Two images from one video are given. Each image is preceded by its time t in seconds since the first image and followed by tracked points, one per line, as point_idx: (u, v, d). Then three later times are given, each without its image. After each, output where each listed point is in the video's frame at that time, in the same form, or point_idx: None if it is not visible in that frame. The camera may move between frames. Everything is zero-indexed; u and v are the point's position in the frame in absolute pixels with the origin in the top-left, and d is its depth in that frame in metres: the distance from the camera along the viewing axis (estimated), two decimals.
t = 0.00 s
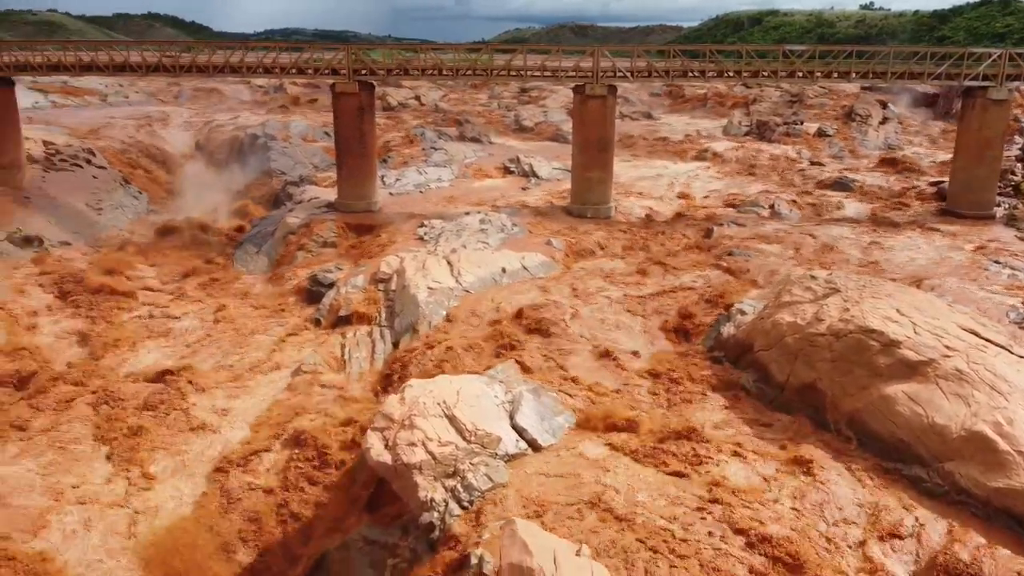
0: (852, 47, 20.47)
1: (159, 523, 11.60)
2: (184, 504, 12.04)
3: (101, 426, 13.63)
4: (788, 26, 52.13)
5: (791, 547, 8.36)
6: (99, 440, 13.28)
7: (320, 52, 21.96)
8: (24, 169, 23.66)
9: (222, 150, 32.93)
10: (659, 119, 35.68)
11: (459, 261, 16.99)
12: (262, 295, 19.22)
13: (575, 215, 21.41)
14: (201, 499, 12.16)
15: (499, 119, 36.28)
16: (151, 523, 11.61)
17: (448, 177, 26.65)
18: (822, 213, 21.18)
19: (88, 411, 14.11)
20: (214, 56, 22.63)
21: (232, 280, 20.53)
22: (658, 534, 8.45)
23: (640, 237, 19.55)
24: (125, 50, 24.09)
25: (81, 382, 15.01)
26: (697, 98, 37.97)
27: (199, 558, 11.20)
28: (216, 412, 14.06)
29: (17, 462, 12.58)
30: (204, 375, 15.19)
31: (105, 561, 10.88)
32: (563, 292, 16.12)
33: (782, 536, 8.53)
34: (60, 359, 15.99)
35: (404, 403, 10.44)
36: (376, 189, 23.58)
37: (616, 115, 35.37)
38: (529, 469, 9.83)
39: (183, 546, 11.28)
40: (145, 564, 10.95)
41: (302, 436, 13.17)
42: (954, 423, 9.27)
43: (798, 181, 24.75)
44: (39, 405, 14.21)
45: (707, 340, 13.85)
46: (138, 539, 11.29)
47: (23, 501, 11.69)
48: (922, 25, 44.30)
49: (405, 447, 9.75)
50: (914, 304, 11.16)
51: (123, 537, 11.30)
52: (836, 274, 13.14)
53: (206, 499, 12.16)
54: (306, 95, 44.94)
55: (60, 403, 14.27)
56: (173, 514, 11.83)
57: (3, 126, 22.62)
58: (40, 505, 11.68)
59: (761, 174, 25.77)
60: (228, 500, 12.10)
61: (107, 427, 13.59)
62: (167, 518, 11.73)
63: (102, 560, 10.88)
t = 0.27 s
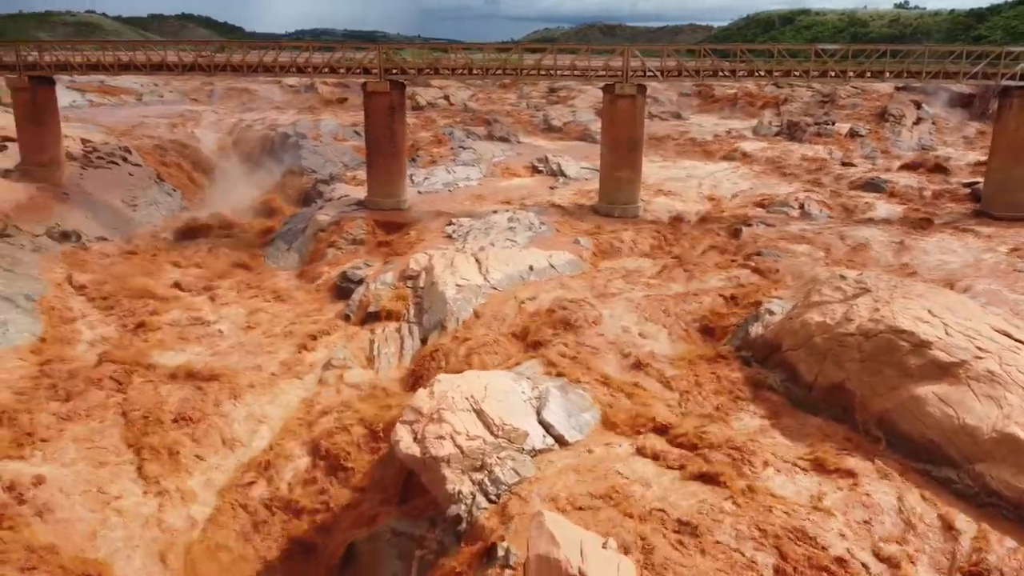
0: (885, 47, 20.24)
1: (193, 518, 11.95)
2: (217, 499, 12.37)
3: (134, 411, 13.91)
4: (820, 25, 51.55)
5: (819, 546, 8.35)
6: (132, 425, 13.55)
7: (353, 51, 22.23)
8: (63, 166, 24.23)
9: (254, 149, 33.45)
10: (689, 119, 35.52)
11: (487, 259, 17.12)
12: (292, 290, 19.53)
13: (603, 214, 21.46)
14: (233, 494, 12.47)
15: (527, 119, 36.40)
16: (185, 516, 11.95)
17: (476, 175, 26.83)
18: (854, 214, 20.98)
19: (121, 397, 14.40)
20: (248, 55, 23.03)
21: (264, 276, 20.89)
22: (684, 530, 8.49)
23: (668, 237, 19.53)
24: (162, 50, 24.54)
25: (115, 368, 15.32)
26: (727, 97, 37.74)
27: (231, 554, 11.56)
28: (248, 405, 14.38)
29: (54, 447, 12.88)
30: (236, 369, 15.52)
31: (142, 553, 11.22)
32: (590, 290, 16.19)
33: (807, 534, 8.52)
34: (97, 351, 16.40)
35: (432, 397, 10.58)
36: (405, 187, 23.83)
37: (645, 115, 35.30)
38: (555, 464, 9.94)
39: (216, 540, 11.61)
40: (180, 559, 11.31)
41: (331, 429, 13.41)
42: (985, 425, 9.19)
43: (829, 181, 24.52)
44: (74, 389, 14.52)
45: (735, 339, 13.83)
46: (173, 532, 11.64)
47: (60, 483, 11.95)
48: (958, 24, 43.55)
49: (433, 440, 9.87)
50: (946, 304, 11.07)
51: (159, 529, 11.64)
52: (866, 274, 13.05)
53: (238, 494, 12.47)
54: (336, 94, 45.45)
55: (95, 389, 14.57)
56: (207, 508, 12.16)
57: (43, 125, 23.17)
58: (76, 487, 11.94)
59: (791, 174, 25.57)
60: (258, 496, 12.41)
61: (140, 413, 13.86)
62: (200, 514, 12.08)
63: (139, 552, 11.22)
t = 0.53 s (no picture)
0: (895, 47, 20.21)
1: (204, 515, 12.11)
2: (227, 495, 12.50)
3: (145, 409, 14.06)
4: (829, 25, 51.47)
5: (826, 541, 8.41)
6: (143, 422, 13.70)
7: (362, 51, 22.34)
8: (76, 166, 24.24)
9: (264, 148, 33.64)
10: (697, 118, 35.54)
11: (495, 258, 17.21)
12: (302, 288, 19.68)
13: (611, 214, 21.53)
14: (243, 489, 12.60)
15: (535, 119, 36.49)
16: (196, 514, 12.11)
17: (484, 175, 26.94)
18: (862, 213, 20.98)
19: (132, 394, 14.55)
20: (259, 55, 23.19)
21: (273, 274, 21.05)
22: (692, 525, 8.56)
23: (676, 236, 19.59)
24: (173, 49, 24.67)
25: (126, 364, 15.45)
26: (735, 97, 37.75)
27: (242, 552, 11.72)
28: (259, 401, 14.52)
29: (66, 444, 13.04)
30: (247, 366, 15.66)
31: (153, 549, 11.36)
32: (598, 288, 16.27)
33: (815, 530, 8.58)
34: (110, 348, 16.57)
35: (442, 393, 10.68)
36: (414, 186, 23.95)
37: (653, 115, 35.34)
38: (564, 459, 10.03)
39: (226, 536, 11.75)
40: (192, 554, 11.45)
41: (341, 425, 13.53)
42: (993, 423, 9.23)
43: (838, 181, 24.52)
44: (86, 385, 14.67)
45: (743, 337, 13.88)
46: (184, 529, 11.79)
47: (72, 480, 12.10)
48: (968, 23, 43.40)
49: (443, 436, 9.98)
50: (954, 303, 11.10)
51: (170, 526, 11.79)
52: (874, 273, 13.07)
53: (249, 489, 12.60)
54: (345, 94, 45.68)
55: (106, 385, 14.71)
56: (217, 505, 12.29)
57: (56, 124, 23.29)
58: (88, 483, 12.09)
59: (800, 174, 25.58)
60: (268, 492, 12.54)
61: (150, 411, 14.01)
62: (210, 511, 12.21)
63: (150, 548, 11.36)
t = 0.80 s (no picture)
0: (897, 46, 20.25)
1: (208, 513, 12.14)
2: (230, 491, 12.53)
3: (148, 407, 14.10)
4: (831, 25, 51.50)
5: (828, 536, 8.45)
6: (146, 421, 13.75)
7: (365, 50, 22.38)
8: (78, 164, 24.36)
9: (266, 148, 33.71)
10: (699, 118, 35.59)
11: (498, 256, 17.26)
12: (305, 287, 19.75)
13: (613, 212, 21.60)
14: (245, 487, 12.64)
15: (537, 118, 36.54)
16: (199, 511, 12.14)
17: (486, 174, 26.99)
18: (864, 213, 21.01)
19: (135, 393, 14.59)
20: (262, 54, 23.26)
21: (276, 272, 21.11)
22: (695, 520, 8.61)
23: (678, 235, 19.64)
24: (175, 48, 24.70)
25: (128, 362, 15.49)
26: (737, 97, 37.81)
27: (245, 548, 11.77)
28: (262, 399, 14.58)
29: (70, 442, 13.07)
30: (250, 364, 15.73)
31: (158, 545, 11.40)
32: (600, 287, 16.33)
33: (817, 525, 8.62)
34: (113, 346, 16.61)
35: (446, 390, 10.74)
36: (416, 185, 24.01)
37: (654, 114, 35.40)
38: (567, 455, 10.09)
39: (231, 532, 11.78)
40: (196, 550, 11.48)
41: (344, 422, 13.59)
42: (994, 420, 9.29)
43: (839, 180, 24.56)
44: (89, 383, 14.71)
45: (745, 335, 13.93)
46: (188, 526, 11.83)
47: (76, 479, 12.15)
48: (969, 23, 43.41)
49: (447, 432, 10.01)
50: (955, 301, 11.15)
51: (174, 522, 11.83)
52: (876, 271, 13.12)
53: (252, 486, 12.64)
54: (347, 93, 45.77)
55: (109, 384, 14.75)
56: (222, 502, 12.34)
57: (59, 123, 23.34)
58: (92, 481, 12.13)
59: (801, 173, 25.62)
60: (270, 489, 12.57)
61: (153, 409, 14.06)
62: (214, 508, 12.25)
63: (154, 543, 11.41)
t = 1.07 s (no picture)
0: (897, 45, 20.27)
1: (209, 511, 12.16)
2: (231, 490, 12.55)
3: (149, 406, 14.12)
4: (830, 25, 51.52)
5: (829, 532, 8.49)
6: (147, 420, 13.76)
7: (365, 50, 22.40)
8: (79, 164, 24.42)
9: (266, 148, 33.74)
10: (698, 118, 35.64)
11: (498, 256, 17.29)
12: (305, 286, 19.77)
13: (613, 212, 21.64)
14: (246, 485, 12.66)
15: (537, 118, 36.57)
16: (200, 510, 12.16)
17: (487, 173, 27.02)
18: (863, 212, 21.04)
19: (136, 392, 14.61)
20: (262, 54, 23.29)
21: (276, 272, 21.13)
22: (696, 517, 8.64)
23: (678, 234, 19.67)
24: (175, 48, 24.69)
25: (128, 361, 15.51)
26: (736, 97, 37.85)
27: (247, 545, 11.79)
28: (263, 398, 14.61)
29: (70, 443, 13.09)
30: (251, 363, 15.76)
31: (159, 543, 11.42)
32: (600, 286, 16.35)
33: (817, 521, 8.66)
34: (113, 345, 16.63)
35: (447, 388, 10.77)
36: (416, 184, 24.04)
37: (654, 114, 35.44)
38: (568, 453, 10.12)
39: (232, 532, 11.80)
40: (197, 549, 11.51)
41: (345, 420, 13.62)
42: (993, 417, 9.33)
43: (839, 180, 24.59)
44: (89, 382, 14.71)
45: (745, 334, 13.96)
46: (189, 525, 11.85)
47: (77, 479, 12.18)
48: (968, 23, 43.44)
49: (448, 430, 10.04)
50: (954, 299, 11.19)
51: (175, 522, 11.84)
52: (875, 270, 13.16)
53: (253, 485, 12.65)
54: (346, 93, 45.82)
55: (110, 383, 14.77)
56: (223, 500, 12.36)
57: (59, 123, 23.36)
58: (93, 482, 12.16)
59: (801, 172, 25.66)
60: (271, 487, 12.59)
61: (154, 408, 14.07)
62: (215, 507, 12.27)
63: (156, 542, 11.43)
